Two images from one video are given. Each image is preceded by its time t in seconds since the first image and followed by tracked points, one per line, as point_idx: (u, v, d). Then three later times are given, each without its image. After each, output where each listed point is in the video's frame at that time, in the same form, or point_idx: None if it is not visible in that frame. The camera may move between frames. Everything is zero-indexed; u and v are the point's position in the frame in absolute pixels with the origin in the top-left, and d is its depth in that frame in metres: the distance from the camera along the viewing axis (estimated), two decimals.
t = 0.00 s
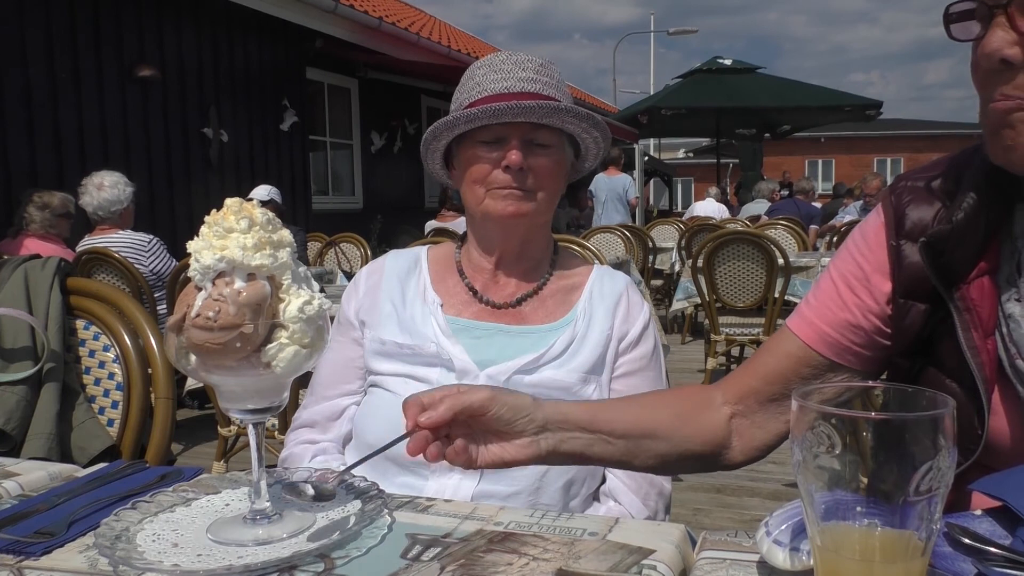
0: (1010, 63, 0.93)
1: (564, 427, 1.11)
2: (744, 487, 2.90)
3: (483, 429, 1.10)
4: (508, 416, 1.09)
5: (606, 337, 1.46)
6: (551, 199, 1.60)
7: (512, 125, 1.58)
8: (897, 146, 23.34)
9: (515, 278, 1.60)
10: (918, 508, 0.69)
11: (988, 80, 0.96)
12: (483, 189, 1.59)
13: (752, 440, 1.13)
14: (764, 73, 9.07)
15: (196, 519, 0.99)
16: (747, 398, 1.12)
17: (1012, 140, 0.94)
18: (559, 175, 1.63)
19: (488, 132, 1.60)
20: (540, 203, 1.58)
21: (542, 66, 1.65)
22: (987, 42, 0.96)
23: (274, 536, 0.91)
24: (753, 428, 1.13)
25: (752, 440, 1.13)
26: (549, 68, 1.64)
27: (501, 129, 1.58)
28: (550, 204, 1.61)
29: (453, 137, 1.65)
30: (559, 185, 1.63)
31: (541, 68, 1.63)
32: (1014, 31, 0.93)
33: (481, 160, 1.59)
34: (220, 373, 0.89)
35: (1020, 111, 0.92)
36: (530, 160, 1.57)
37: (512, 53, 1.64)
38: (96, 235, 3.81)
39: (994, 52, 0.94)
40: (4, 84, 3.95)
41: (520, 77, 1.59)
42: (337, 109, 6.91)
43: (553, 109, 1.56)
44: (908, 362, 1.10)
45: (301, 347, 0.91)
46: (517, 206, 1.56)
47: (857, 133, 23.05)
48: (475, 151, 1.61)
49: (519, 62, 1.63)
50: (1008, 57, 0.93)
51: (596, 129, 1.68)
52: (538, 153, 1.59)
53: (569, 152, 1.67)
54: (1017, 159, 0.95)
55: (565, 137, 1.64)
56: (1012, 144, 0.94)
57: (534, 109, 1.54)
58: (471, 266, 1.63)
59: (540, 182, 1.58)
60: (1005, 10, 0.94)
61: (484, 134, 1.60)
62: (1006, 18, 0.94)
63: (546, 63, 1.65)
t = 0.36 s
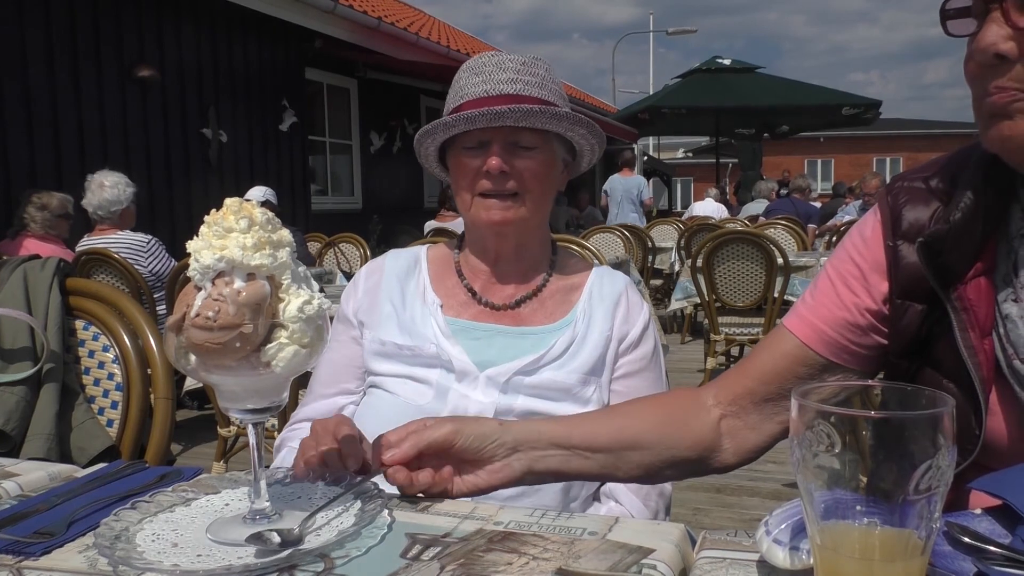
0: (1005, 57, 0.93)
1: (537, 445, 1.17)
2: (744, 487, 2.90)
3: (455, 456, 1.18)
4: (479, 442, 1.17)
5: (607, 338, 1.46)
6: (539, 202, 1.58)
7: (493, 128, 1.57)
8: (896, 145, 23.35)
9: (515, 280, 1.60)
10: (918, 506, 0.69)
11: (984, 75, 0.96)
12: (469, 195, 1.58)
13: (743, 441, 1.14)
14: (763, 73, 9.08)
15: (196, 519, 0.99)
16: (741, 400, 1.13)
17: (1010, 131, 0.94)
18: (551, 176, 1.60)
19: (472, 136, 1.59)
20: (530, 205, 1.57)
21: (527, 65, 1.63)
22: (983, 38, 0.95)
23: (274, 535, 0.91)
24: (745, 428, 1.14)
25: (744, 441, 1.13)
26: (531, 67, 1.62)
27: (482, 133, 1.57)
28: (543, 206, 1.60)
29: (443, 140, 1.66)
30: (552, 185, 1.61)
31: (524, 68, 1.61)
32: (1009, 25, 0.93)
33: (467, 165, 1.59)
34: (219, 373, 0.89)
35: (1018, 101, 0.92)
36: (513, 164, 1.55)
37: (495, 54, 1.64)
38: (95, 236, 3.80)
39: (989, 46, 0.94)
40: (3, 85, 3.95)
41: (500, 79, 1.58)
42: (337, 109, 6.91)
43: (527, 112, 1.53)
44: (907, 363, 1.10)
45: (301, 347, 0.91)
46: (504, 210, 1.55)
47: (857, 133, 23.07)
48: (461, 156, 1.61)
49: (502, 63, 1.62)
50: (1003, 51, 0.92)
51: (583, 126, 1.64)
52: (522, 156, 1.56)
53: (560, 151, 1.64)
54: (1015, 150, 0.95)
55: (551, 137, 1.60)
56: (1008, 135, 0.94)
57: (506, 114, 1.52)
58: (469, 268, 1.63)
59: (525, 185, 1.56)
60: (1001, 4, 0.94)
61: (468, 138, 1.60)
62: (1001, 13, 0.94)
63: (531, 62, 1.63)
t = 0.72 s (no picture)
0: (1007, 52, 0.93)
1: (540, 431, 1.16)
2: (743, 487, 2.90)
3: (461, 446, 1.17)
4: (486, 433, 1.16)
5: (607, 337, 1.46)
6: (532, 201, 1.55)
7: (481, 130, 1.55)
8: (895, 146, 23.37)
9: (514, 281, 1.58)
10: (918, 504, 0.69)
11: (986, 71, 0.96)
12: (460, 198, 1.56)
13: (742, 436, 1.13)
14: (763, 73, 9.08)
15: (196, 517, 0.98)
16: (742, 393, 1.13)
17: (1011, 126, 0.94)
18: (543, 175, 1.57)
19: (462, 138, 1.58)
20: (521, 205, 1.54)
21: (516, 62, 1.60)
22: (984, 34, 0.96)
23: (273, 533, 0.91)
24: (745, 423, 1.13)
25: (745, 436, 1.13)
26: (520, 64, 1.60)
27: (471, 135, 1.56)
28: (537, 205, 1.57)
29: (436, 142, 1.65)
30: (545, 184, 1.59)
31: (512, 66, 1.59)
32: (1012, 21, 0.93)
33: (457, 167, 1.57)
34: (219, 371, 0.89)
35: (1018, 95, 0.92)
36: (502, 165, 1.53)
37: (484, 52, 1.62)
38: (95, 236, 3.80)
39: (991, 41, 0.94)
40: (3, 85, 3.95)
41: (487, 79, 1.56)
42: (336, 109, 6.91)
43: (512, 114, 1.50)
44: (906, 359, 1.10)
45: (301, 345, 0.91)
46: (494, 211, 1.52)
47: (856, 133, 23.09)
48: (451, 159, 1.60)
49: (490, 62, 1.60)
50: (1006, 46, 0.93)
51: (574, 123, 1.60)
52: (511, 157, 1.54)
53: (553, 150, 1.61)
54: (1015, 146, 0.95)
55: (541, 136, 1.57)
56: (1009, 131, 0.94)
57: (490, 116, 1.51)
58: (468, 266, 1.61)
59: (515, 186, 1.53)
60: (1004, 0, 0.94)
61: (457, 140, 1.58)
62: (1004, 9, 0.94)
63: (520, 59, 1.60)
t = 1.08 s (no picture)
0: (1000, 46, 0.93)
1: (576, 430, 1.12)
2: (742, 485, 2.90)
3: (498, 438, 1.12)
4: (526, 426, 1.10)
5: (604, 333, 1.46)
6: (521, 200, 1.53)
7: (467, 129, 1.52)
8: (894, 144, 23.38)
9: (509, 279, 1.57)
10: (916, 500, 0.69)
11: (979, 64, 0.96)
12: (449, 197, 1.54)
13: (770, 448, 1.12)
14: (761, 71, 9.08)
15: (194, 516, 0.98)
16: (760, 406, 1.12)
17: (1001, 120, 0.95)
18: (533, 171, 1.55)
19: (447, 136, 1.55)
20: (510, 205, 1.52)
21: (501, 55, 1.56)
22: (978, 29, 0.96)
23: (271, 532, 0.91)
24: (771, 434, 1.12)
25: (768, 446, 1.12)
26: (506, 58, 1.55)
27: (456, 134, 1.53)
28: (528, 203, 1.55)
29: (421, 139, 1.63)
30: (537, 181, 1.57)
31: (498, 60, 1.55)
32: (1005, 15, 0.92)
33: (444, 166, 1.55)
34: (217, 370, 0.89)
35: (1011, 90, 0.92)
36: (489, 165, 1.51)
37: (468, 46, 1.57)
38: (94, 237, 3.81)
39: (985, 36, 0.94)
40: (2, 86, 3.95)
41: (472, 76, 1.52)
42: (335, 109, 6.90)
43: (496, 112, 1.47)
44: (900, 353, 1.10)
45: (299, 344, 0.91)
46: (483, 211, 1.51)
47: (854, 131, 23.11)
48: (437, 157, 1.57)
49: (475, 56, 1.56)
50: (999, 40, 0.93)
51: (563, 119, 1.57)
52: (499, 155, 1.51)
53: (542, 145, 1.58)
54: (1007, 139, 0.96)
55: (529, 132, 1.54)
56: (999, 125, 0.95)
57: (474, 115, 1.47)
58: (462, 263, 1.60)
59: (503, 185, 1.51)
60: None
61: (442, 139, 1.56)
62: (997, 4, 0.94)
63: (506, 52, 1.56)
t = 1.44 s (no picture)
0: (990, 56, 1.00)
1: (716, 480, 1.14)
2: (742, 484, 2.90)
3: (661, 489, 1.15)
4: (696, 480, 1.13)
5: (602, 332, 1.41)
6: (513, 188, 1.47)
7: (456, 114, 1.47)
8: (894, 143, 23.37)
9: (505, 276, 1.53)
10: (916, 499, 0.70)
11: (971, 73, 1.03)
12: (438, 185, 1.49)
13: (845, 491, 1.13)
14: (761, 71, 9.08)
15: (194, 515, 0.98)
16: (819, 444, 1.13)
17: (991, 123, 1.02)
18: (524, 160, 1.49)
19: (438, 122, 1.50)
20: (502, 193, 1.46)
21: (493, 42, 1.52)
22: (969, 41, 1.03)
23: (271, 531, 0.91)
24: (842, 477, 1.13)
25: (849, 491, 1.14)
26: (497, 45, 1.51)
27: (446, 119, 1.48)
28: (520, 191, 1.49)
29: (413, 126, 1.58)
30: (529, 170, 1.51)
31: (489, 47, 1.51)
32: (994, 28, 1.00)
33: (433, 151, 1.49)
34: (217, 368, 0.89)
35: (1004, 97, 1.00)
36: (479, 150, 1.45)
37: (460, 34, 1.54)
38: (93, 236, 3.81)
39: (976, 47, 1.01)
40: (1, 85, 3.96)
41: (463, 61, 1.48)
42: (334, 108, 6.90)
43: (485, 95, 1.42)
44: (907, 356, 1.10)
45: (299, 343, 0.91)
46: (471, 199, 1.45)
47: (854, 131, 23.10)
48: (427, 142, 1.52)
49: (466, 44, 1.52)
50: (988, 51, 1.00)
51: (555, 106, 1.51)
52: (489, 141, 1.46)
53: (534, 135, 1.52)
54: (997, 140, 1.03)
55: (521, 119, 1.49)
56: (989, 127, 1.02)
57: (463, 98, 1.43)
58: (458, 259, 1.56)
59: (493, 172, 1.45)
60: (985, 10, 1.02)
61: (433, 125, 1.51)
62: (986, 18, 1.02)
63: (498, 39, 1.52)
